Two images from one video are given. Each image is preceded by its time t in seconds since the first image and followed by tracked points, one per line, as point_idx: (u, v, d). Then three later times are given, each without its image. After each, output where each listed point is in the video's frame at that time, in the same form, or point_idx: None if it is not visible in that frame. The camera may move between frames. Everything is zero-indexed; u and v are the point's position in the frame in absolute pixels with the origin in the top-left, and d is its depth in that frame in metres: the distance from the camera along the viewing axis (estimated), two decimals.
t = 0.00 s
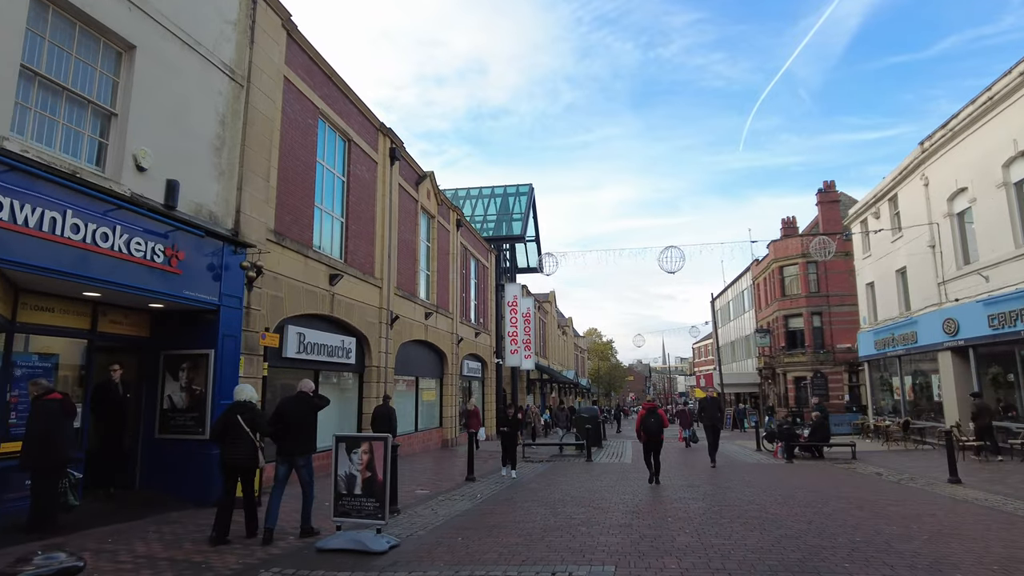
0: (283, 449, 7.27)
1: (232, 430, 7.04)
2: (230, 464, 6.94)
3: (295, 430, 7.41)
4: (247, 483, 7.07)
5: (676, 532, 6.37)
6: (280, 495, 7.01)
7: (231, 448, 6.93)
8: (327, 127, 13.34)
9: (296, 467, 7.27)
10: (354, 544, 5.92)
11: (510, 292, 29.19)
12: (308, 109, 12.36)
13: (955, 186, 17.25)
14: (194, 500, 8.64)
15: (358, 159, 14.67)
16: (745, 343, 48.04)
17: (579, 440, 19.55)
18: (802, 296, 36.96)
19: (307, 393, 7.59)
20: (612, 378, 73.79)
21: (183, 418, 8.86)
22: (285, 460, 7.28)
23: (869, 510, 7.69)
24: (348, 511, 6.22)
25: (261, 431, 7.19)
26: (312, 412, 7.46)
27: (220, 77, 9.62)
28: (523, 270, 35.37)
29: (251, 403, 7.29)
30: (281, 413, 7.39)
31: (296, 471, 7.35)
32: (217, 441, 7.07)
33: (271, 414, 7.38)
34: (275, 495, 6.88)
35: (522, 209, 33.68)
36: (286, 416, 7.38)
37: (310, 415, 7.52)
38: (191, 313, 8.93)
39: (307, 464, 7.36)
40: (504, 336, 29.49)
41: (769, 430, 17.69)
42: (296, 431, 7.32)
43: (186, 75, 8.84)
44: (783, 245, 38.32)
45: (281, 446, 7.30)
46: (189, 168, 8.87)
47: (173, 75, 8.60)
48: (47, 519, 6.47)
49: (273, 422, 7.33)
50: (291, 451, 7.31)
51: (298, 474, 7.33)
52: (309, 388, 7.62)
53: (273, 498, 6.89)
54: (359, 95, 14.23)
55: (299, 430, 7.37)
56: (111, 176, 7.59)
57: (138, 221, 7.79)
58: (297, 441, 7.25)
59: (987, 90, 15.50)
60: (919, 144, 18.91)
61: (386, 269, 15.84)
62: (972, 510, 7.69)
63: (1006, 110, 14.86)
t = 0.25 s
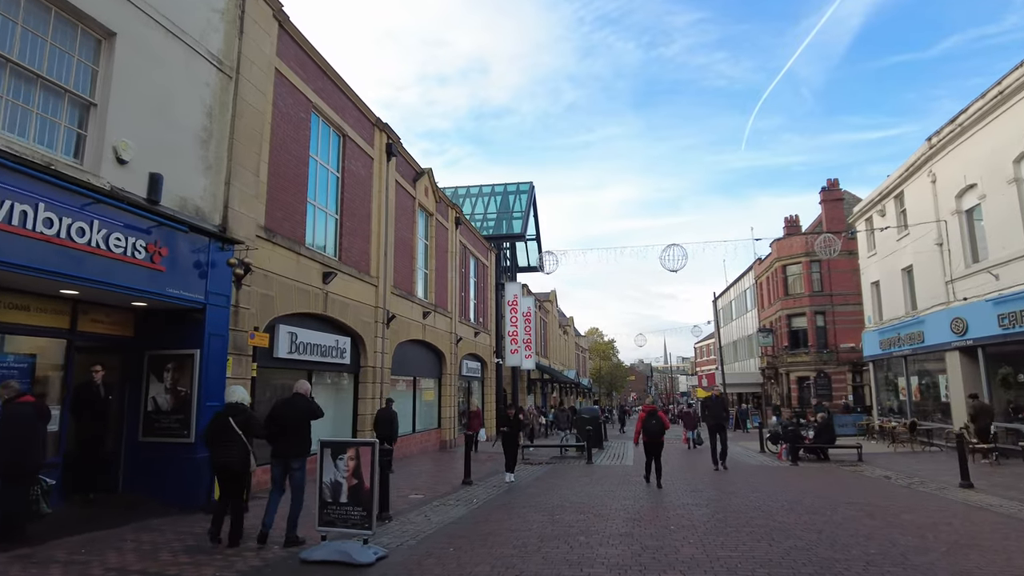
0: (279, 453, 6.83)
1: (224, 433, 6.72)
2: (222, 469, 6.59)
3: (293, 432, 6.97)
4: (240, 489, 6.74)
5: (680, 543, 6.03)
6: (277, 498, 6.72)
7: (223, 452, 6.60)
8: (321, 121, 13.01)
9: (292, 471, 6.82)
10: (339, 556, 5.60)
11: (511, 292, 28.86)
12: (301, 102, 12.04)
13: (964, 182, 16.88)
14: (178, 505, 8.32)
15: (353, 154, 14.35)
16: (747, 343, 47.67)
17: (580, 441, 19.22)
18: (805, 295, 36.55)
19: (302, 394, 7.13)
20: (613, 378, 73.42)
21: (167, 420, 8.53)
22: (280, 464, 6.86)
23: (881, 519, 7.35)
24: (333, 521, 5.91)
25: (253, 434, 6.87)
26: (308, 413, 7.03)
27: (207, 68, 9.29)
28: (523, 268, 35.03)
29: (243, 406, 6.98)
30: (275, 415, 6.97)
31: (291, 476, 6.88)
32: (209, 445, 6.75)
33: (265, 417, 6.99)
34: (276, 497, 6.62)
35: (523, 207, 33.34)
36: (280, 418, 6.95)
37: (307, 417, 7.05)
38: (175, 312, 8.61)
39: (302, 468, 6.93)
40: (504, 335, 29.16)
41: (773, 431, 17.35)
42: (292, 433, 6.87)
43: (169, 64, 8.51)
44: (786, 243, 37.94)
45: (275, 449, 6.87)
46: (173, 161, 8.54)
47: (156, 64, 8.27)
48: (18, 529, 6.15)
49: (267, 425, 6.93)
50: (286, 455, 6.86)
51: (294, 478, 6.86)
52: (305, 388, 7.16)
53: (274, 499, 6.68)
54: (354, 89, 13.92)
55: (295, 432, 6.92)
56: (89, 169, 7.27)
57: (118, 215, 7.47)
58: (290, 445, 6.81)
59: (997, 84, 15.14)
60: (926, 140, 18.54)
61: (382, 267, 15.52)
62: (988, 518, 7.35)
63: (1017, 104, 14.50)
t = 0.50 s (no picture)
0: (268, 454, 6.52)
1: (212, 433, 6.42)
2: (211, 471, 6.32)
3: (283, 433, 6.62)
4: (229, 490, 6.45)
5: (682, 548, 5.72)
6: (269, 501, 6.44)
7: (211, 452, 6.32)
8: (313, 113, 12.71)
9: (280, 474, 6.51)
10: (322, 562, 5.29)
11: (510, 290, 28.55)
12: (292, 94, 11.75)
13: (971, 176, 16.56)
14: (162, 508, 8.02)
15: (347, 148, 14.05)
16: (749, 341, 47.33)
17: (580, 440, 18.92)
18: (807, 293, 36.22)
19: (291, 393, 6.79)
20: (614, 377, 73.09)
21: (150, 419, 8.23)
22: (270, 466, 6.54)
23: (891, 521, 7.05)
24: (316, 525, 5.61)
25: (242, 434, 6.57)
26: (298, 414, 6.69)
27: (192, 55, 8.98)
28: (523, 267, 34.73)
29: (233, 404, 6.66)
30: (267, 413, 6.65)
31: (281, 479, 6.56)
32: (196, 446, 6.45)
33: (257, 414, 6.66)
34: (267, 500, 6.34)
35: (522, 205, 33.03)
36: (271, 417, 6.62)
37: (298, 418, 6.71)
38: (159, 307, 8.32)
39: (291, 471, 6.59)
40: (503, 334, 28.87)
41: (776, 431, 17.05)
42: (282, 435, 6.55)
43: (151, 50, 8.20)
44: (789, 241, 37.61)
45: (264, 450, 6.56)
46: (156, 151, 8.24)
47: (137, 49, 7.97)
48: None
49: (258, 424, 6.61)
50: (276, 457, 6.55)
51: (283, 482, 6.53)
52: (294, 388, 6.81)
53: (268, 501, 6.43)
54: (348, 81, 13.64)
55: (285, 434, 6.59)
56: (65, 158, 6.98)
57: (97, 206, 7.16)
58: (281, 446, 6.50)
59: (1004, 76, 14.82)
60: (932, 134, 18.21)
61: (377, 263, 15.23)
62: (1002, 521, 7.05)
63: None
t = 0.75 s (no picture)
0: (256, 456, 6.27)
1: (200, 436, 6.16)
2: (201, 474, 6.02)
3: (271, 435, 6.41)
4: (219, 495, 6.18)
5: (686, 558, 5.42)
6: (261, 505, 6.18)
7: (201, 455, 6.05)
8: (307, 108, 12.44)
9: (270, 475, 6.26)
10: (305, 571, 5.00)
11: (510, 289, 28.25)
12: (285, 88, 11.48)
13: (979, 173, 16.25)
14: (147, 512, 7.74)
15: (343, 144, 13.79)
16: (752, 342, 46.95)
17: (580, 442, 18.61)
18: (810, 292, 35.89)
19: (273, 395, 6.52)
20: (616, 378, 72.72)
21: (134, 421, 7.94)
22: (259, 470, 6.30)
23: (904, 529, 6.73)
24: (301, 533, 5.33)
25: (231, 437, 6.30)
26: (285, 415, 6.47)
27: (179, 45, 8.71)
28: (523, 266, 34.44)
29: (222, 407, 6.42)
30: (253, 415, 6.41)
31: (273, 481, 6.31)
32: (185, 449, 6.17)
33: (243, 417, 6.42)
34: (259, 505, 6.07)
35: (523, 204, 32.74)
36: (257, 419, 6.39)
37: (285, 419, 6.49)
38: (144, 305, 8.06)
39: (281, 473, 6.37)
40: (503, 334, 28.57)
41: (780, 432, 16.75)
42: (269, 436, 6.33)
43: (135, 39, 7.93)
44: (792, 240, 37.28)
45: (252, 454, 6.31)
46: (140, 143, 7.97)
47: (120, 38, 7.70)
48: None
49: (245, 426, 6.37)
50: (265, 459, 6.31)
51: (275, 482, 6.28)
52: (276, 389, 6.55)
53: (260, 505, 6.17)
54: (344, 76, 13.38)
55: (272, 435, 6.37)
56: (42, 148, 6.71)
57: (77, 199, 6.89)
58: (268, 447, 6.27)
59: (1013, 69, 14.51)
60: (939, 130, 17.90)
61: (374, 262, 14.94)
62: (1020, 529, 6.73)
63: None
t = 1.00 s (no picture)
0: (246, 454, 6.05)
1: (189, 433, 5.89)
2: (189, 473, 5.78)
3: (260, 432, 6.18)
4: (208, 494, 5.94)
5: (688, 564, 5.13)
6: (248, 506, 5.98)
7: (190, 453, 5.80)
8: (302, 100, 12.19)
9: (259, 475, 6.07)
10: None
11: (511, 288, 27.98)
12: (279, 79, 11.24)
13: (987, 168, 15.93)
14: (130, 514, 7.49)
15: (339, 138, 13.54)
16: (755, 341, 46.59)
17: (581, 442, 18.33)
18: (814, 291, 35.56)
19: (262, 391, 6.28)
20: (618, 378, 72.36)
21: (119, 419, 7.70)
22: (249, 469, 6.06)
23: (915, 533, 6.44)
24: (284, 536, 5.05)
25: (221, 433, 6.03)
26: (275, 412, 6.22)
27: (167, 32, 8.45)
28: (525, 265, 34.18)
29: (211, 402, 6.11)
30: (242, 412, 6.15)
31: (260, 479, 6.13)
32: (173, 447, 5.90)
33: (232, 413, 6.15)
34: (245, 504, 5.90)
35: (524, 202, 32.48)
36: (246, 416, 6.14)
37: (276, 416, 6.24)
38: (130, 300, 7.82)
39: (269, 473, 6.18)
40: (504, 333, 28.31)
41: (784, 432, 16.46)
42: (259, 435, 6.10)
43: (119, 25, 7.67)
44: (795, 239, 36.95)
45: (241, 453, 6.06)
46: (126, 132, 7.71)
47: (103, 23, 7.45)
48: None
49: (233, 423, 6.11)
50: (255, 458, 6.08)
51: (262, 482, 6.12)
52: (264, 385, 6.31)
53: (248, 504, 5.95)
54: (340, 69, 13.15)
55: (262, 433, 6.13)
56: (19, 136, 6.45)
57: (56, 189, 6.64)
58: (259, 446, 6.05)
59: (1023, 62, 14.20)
60: (946, 125, 17.59)
61: (370, 258, 14.68)
62: None
63: None
